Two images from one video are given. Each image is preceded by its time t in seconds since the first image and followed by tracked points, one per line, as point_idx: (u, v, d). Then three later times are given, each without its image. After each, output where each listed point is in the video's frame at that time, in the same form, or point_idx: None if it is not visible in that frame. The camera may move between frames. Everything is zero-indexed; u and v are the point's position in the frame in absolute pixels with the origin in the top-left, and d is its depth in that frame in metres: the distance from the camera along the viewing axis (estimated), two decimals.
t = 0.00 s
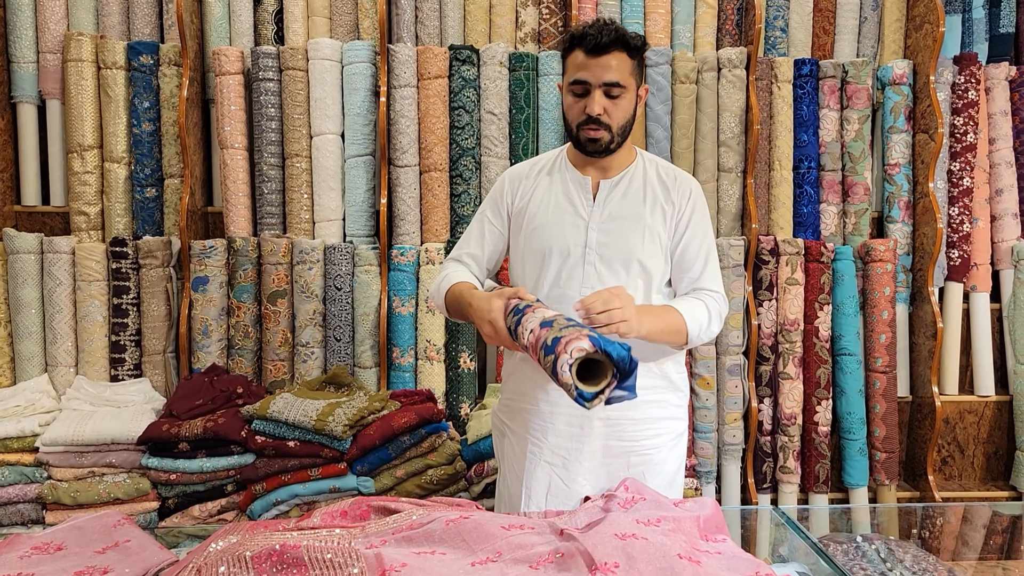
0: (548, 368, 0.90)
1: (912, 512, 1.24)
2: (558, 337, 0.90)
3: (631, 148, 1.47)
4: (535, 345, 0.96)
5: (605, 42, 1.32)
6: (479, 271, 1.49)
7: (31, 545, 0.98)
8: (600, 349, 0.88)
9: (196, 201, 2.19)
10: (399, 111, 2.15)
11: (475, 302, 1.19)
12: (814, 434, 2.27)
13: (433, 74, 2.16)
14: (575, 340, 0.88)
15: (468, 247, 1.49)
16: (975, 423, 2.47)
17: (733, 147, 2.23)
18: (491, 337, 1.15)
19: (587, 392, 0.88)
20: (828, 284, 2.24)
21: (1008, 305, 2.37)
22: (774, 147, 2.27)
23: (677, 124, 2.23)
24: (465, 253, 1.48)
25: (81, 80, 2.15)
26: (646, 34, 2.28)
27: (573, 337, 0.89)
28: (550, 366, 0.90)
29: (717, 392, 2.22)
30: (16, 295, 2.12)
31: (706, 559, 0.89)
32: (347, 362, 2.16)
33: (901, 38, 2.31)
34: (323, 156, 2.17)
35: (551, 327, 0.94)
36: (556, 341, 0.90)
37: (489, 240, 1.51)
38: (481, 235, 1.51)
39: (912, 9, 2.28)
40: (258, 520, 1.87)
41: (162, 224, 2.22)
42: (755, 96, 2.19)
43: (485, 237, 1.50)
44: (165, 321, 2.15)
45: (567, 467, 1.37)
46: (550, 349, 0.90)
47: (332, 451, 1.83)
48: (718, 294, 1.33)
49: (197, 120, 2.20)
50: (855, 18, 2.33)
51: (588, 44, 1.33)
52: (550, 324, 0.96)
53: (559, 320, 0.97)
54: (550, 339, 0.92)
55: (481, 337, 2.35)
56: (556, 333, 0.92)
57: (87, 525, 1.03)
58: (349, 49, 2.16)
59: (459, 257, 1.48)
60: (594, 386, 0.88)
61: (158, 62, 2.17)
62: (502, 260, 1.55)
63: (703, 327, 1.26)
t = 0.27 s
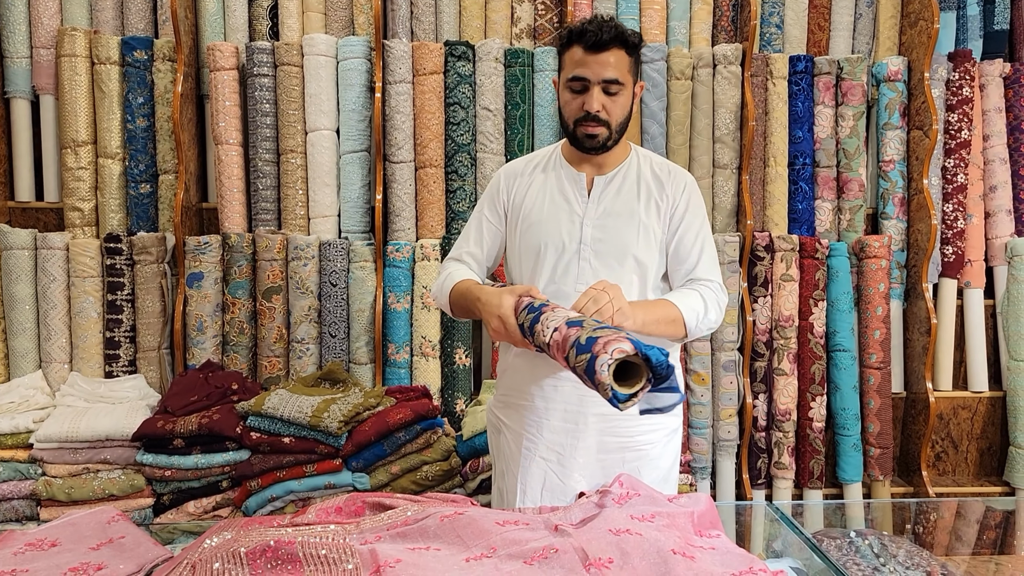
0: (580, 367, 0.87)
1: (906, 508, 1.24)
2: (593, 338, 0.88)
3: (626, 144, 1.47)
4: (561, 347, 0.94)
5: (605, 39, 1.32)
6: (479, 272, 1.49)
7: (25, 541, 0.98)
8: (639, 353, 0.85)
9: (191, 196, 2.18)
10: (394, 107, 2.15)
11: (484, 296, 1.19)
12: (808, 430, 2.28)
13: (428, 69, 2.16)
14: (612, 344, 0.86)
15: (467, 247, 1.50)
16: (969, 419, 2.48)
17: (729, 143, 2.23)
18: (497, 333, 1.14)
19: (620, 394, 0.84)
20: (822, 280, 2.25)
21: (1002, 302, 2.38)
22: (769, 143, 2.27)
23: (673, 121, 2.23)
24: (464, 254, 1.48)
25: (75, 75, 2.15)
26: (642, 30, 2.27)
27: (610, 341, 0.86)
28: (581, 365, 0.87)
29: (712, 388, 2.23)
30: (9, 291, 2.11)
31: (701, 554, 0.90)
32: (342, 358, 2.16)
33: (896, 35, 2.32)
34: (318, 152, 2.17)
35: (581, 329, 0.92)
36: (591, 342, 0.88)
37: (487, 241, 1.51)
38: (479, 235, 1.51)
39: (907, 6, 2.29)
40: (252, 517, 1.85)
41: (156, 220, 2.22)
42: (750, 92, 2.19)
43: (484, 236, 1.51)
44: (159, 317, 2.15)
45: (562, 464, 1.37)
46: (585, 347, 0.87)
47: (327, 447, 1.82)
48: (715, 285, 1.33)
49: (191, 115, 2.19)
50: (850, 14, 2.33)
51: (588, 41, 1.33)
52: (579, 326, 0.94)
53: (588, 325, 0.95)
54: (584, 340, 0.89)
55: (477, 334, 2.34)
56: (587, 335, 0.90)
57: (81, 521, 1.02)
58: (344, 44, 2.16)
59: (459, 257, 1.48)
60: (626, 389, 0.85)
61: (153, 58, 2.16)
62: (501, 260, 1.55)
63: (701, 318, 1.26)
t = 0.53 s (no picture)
0: (599, 351, 0.86)
1: (904, 506, 1.25)
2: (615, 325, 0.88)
3: (623, 144, 1.46)
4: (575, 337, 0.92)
5: (598, 37, 1.33)
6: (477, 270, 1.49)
7: (24, 541, 0.98)
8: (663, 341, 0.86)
9: (189, 196, 2.18)
10: (392, 106, 2.15)
11: (482, 292, 1.18)
12: (806, 429, 2.28)
13: (426, 69, 2.16)
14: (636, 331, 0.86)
15: (464, 245, 1.49)
16: (967, 417, 2.48)
17: (727, 142, 2.23)
18: (494, 331, 1.14)
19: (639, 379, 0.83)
20: (820, 279, 2.25)
21: (1000, 300, 2.38)
22: (767, 142, 2.27)
23: (671, 120, 2.23)
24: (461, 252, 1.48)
25: (72, 75, 2.14)
26: (640, 29, 2.28)
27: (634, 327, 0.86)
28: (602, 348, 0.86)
29: (710, 387, 2.23)
30: (7, 291, 2.11)
31: (699, 553, 0.90)
32: (341, 358, 2.16)
33: (893, 34, 2.33)
34: (317, 151, 2.17)
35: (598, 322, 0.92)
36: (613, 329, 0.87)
37: (484, 239, 1.51)
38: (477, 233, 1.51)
39: (904, 5, 2.29)
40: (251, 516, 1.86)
41: (154, 219, 2.22)
42: (748, 91, 2.19)
43: (480, 235, 1.51)
44: (157, 317, 2.15)
45: (559, 462, 1.37)
46: (607, 331, 0.87)
47: (326, 447, 1.82)
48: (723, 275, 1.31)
49: (189, 115, 2.19)
50: (848, 13, 2.33)
51: (581, 39, 1.33)
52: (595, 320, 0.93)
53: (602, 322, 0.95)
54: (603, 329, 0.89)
55: (475, 333, 2.34)
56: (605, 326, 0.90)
57: (79, 521, 1.02)
58: (342, 44, 2.16)
59: (456, 254, 1.48)
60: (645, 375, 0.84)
61: (150, 57, 2.16)
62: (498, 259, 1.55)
63: (714, 308, 1.22)
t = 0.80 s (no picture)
0: (631, 332, 0.91)
1: (902, 503, 1.25)
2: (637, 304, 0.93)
3: (619, 141, 1.47)
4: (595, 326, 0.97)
5: (596, 36, 1.33)
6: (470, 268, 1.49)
7: (22, 539, 0.98)
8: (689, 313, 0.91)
9: (187, 195, 2.18)
10: (391, 105, 2.15)
11: (465, 307, 1.14)
12: (804, 427, 2.29)
13: (425, 68, 2.16)
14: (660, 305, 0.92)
15: (458, 240, 1.49)
16: (965, 415, 2.49)
17: (725, 141, 2.24)
18: (479, 349, 1.10)
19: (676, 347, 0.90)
20: (819, 277, 2.25)
21: (998, 299, 2.39)
22: (765, 141, 2.28)
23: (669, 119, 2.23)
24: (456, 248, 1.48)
25: (71, 74, 2.14)
26: (638, 28, 2.28)
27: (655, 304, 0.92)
28: (633, 327, 0.91)
29: (709, 386, 2.23)
30: (6, 290, 2.11)
31: (696, 551, 0.90)
32: (339, 357, 2.16)
33: (892, 33, 2.32)
34: (315, 150, 2.17)
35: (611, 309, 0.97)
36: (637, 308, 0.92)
37: (480, 237, 1.51)
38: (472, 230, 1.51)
39: (902, 3, 2.29)
40: (249, 515, 1.86)
41: (153, 218, 2.21)
42: (747, 90, 2.19)
43: (476, 232, 1.51)
44: (156, 316, 2.15)
45: (557, 460, 1.37)
46: (631, 312, 0.93)
47: (324, 445, 1.83)
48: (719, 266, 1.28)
49: (187, 114, 2.19)
50: (846, 12, 2.33)
51: (579, 38, 1.33)
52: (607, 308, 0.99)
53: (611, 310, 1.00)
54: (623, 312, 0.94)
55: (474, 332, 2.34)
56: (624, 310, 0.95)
57: (78, 520, 1.02)
58: (340, 43, 2.16)
59: (449, 250, 1.47)
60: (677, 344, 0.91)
61: (149, 56, 2.16)
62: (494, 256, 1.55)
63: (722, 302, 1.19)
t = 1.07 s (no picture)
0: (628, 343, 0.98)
1: (899, 502, 1.26)
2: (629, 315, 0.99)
3: (617, 140, 1.47)
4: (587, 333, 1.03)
5: (594, 34, 1.33)
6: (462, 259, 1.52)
7: (19, 539, 0.98)
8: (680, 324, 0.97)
9: (184, 194, 2.18)
10: (388, 104, 2.15)
11: (437, 314, 1.17)
12: (801, 426, 2.29)
13: (422, 67, 2.16)
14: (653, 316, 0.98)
15: (451, 233, 1.51)
16: (961, 414, 2.49)
17: (722, 140, 2.24)
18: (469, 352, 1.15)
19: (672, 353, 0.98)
20: (815, 276, 2.26)
21: (994, 298, 2.39)
22: (762, 140, 2.28)
23: (666, 118, 2.23)
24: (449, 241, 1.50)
25: (67, 73, 2.14)
26: (635, 27, 2.28)
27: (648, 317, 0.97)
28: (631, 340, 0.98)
29: (706, 385, 2.23)
30: (2, 289, 2.11)
31: (693, 549, 0.90)
32: (336, 356, 2.16)
33: (889, 32, 2.32)
34: (312, 149, 2.17)
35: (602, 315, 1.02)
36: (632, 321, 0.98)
37: (472, 230, 1.53)
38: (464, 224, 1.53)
39: (899, 2, 2.29)
40: (247, 514, 1.86)
41: (149, 218, 2.21)
42: (743, 89, 2.19)
43: (471, 227, 1.53)
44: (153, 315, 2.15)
45: (552, 459, 1.38)
46: (625, 324, 0.98)
47: (322, 445, 1.83)
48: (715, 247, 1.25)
49: (184, 113, 2.18)
50: (843, 11, 2.33)
51: (576, 37, 1.33)
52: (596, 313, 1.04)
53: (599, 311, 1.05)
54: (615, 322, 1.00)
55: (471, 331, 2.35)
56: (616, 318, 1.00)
57: (75, 519, 1.02)
58: (337, 42, 2.16)
59: (442, 242, 1.50)
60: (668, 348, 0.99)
61: (145, 55, 2.16)
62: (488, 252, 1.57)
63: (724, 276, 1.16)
